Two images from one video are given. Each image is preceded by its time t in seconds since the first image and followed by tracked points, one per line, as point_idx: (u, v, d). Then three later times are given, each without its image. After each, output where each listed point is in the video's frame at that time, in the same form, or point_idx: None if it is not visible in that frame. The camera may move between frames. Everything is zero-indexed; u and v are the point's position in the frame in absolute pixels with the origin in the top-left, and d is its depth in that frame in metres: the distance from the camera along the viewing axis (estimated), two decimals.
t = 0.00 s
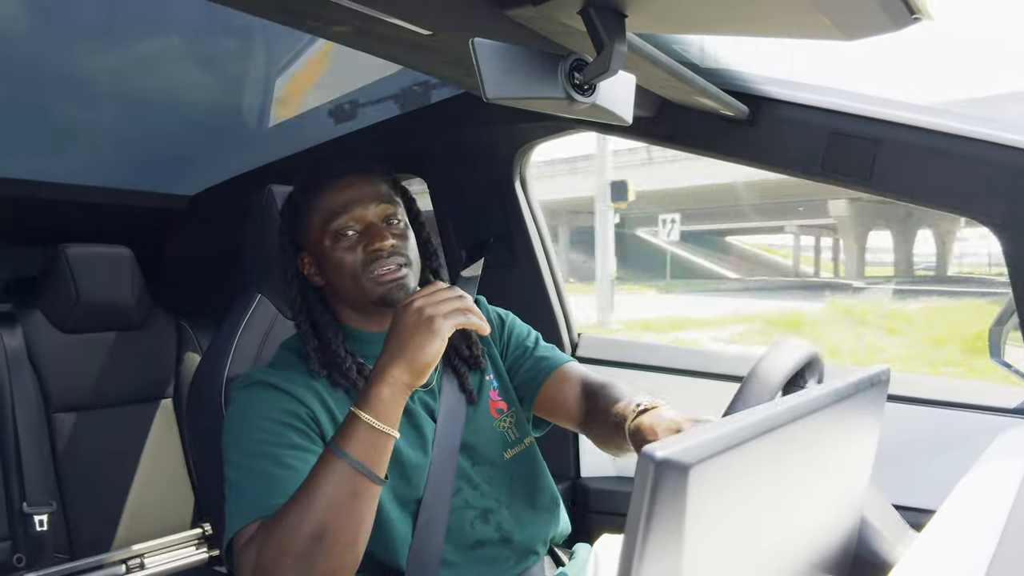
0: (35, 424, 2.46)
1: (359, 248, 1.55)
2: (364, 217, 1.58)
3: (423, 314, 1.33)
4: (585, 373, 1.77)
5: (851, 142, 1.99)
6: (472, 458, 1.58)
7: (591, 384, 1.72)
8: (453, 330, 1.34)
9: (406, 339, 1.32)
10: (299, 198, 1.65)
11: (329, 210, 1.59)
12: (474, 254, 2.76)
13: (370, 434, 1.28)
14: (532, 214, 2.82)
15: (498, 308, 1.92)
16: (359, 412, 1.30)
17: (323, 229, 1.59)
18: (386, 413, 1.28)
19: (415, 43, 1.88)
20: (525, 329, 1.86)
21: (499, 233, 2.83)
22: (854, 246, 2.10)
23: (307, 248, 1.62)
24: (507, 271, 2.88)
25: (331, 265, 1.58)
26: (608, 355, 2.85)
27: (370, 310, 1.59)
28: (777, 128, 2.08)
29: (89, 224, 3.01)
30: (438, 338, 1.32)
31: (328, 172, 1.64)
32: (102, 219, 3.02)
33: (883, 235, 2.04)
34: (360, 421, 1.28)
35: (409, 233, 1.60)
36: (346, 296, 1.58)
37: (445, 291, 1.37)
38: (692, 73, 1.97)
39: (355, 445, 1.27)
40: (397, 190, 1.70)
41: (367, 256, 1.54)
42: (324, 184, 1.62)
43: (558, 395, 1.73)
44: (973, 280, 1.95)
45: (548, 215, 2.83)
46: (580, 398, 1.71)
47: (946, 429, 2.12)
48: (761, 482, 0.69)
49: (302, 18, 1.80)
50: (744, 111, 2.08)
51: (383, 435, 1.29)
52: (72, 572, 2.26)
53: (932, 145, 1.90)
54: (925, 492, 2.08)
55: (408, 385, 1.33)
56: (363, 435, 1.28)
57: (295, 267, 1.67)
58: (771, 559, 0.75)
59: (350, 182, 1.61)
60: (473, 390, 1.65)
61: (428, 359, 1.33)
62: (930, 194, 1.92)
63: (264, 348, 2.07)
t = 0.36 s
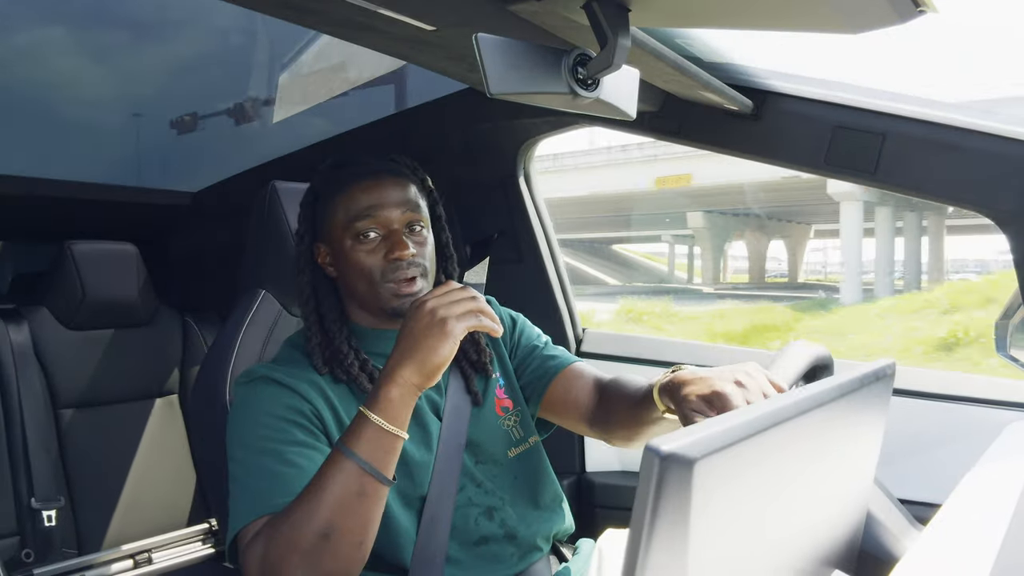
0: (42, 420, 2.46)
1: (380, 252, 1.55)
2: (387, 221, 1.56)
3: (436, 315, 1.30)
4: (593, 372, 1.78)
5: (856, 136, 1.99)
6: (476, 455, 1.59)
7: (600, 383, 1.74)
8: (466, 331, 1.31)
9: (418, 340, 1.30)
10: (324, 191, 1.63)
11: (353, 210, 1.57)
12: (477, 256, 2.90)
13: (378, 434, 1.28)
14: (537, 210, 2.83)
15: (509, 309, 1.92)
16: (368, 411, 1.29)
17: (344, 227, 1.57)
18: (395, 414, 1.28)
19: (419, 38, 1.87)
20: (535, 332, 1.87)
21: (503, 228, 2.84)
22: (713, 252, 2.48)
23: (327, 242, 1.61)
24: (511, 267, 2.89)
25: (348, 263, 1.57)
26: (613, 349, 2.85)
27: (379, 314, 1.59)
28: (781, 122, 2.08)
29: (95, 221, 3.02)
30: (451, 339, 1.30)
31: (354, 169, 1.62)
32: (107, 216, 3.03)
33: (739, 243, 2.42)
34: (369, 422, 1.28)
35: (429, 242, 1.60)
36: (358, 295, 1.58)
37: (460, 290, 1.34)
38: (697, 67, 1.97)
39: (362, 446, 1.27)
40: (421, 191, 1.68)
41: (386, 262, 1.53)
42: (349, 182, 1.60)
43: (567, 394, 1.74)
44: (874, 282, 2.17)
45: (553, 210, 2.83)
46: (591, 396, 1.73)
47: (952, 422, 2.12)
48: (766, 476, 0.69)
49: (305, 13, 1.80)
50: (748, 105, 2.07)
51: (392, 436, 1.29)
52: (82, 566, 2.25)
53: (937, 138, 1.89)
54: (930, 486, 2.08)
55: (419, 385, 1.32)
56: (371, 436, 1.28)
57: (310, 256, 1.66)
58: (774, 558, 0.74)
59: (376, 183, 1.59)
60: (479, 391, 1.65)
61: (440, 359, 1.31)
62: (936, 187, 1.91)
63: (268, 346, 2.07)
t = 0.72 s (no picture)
0: (27, 422, 2.44)
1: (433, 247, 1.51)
2: (445, 219, 1.54)
3: (452, 332, 1.27)
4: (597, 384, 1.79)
5: (841, 136, 2.00)
6: (471, 459, 1.58)
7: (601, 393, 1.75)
8: (482, 351, 1.28)
9: (432, 355, 1.27)
10: (376, 181, 1.58)
11: (413, 203, 1.53)
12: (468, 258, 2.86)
13: (382, 447, 1.23)
14: (526, 210, 2.83)
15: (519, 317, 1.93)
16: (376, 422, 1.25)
17: (400, 218, 1.52)
18: (403, 430, 1.24)
19: (408, 38, 1.87)
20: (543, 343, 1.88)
21: (492, 228, 2.84)
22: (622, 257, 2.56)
23: (371, 226, 1.55)
24: (500, 267, 2.88)
25: (393, 250, 1.51)
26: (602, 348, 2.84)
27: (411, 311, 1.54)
28: (767, 122, 2.09)
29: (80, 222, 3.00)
30: (466, 358, 1.27)
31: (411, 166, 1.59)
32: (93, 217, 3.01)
33: (647, 253, 2.51)
34: (374, 435, 1.23)
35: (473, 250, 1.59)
36: (393, 285, 1.52)
37: (478, 308, 1.31)
38: (683, 68, 1.98)
39: (366, 457, 1.23)
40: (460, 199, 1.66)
41: (440, 261, 1.50)
42: (409, 175, 1.57)
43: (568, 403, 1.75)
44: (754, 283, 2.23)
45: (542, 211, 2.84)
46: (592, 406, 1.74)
47: (937, 420, 2.13)
48: (752, 471, 0.69)
49: (292, 13, 1.79)
50: (735, 105, 2.09)
51: (396, 451, 1.24)
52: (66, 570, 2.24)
53: (921, 138, 1.91)
54: (916, 483, 2.09)
55: (428, 403, 1.28)
56: (376, 449, 1.23)
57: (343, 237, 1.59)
58: (758, 552, 0.74)
59: (434, 181, 1.56)
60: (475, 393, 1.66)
61: (452, 377, 1.27)
62: (921, 187, 1.93)
63: (258, 343, 2.07)
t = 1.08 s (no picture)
0: (19, 423, 2.42)
1: (460, 249, 1.54)
2: (471, 221, 1.57)
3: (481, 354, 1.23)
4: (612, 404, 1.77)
5: (836, 138, 2.01)
6: (479, 470, 1.58)
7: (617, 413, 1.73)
8: (507, 376, 1.24)
9: (458, 375, 1.23)
10: (406, 181, 1.61)
11: (441, 204, 1.57)
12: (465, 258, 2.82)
13: (398, 463, 1.22)
14: (521, 212, 2.83)
15: (538, 333, 1.94)
16: (395, 437, 1.23)
17: (428, 218, 1.56)
18: (422, 451, 1.21)
19: (404, 39, 1.87)
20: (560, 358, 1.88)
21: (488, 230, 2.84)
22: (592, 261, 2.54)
23: (400, 228, 1.58)
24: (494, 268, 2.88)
25: (423, 251, 1.54)
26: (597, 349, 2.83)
27: (433, 311, 1.56)
28: (762, 125, 2.10)
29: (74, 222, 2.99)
30: (491, 383, 1.23)
31: (439, 167, 1.62)
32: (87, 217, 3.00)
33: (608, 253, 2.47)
34: (392, 451, 1.22)
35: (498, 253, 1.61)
36: (420, 287, 1.54)
37: (507, 330, 1.28)
38: (679, 70, 1.98)
39: (381, 471, 1.21)
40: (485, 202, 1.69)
41: (467, 261, 1.53)
42: (435, 176, 1.60)
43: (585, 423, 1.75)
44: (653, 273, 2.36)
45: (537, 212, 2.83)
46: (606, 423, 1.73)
47: (930, 422, 2.14)
48: (746, 473, 0.69)
49: (287, 14, 1.79)
50: (730, 108, 2.09)
51: (412, 469, 1.22)
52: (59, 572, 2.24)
53: (914, 141, 1.92)
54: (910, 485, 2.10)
55: (450, 425, 1.24)
56: (392, 464, 1.22)
57: (371, 239, 1.62)
58: (752, 552, 0.74)
59: (460, 180, 1.60)
60: (492, 403, 1.65)
61: (475, 402, 1.23)
62: (914, 189, 1.93)
63: (254, 342, 2.07)
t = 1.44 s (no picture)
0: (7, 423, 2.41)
1: (372, 242, 1.65)
2: (380, 216, 1.68)
3: (403, 311, 1.35)
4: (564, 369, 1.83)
5: (825, 137, 2.02)
6: (443, 455, 1.66)
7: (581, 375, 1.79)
8: (433, 329, 1.35)
9: (386, 337, 1.34)
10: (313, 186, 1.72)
11: (347, 202, 1.67)
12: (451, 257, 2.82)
13: (346, 433, 1.32)
14: (511, 210, 2.81)
15: (483, 312, 1.99)
16: (337, 410, 1.34)
17: (337, 217, 1.66)
18: (365, 413, 1.33)
19: (393, 37, 1.87)
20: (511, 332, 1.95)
21: (478, 228, 2.83)
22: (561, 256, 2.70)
23: (312, 234, 1.68)
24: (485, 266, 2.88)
25: (338, 252, 1.65)
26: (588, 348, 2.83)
27: (357, 306, 1.66)
28: (751, 123, 2.10)
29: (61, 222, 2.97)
30: (419, 336, 1.34)
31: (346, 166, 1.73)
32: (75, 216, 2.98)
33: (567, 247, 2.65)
34: (337, 421, 1.32)
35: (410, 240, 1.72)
36: (340, 286, 1.65)
37: (430, 287, 1.38)
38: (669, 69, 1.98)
39: (331, 447, 1.31)
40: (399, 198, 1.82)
41: (380, 252, 1.64)
42: (339, 177, 1.70)
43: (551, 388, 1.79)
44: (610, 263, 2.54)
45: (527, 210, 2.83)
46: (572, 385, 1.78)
47: (919, 418, 2.15)
48: (736, 473, 0.70)
49: (276, 11, 1.79)
50: (720, 107, 2.10)
51: (359, 434, 1.33)
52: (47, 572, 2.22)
53: (902, 140, 1.93)
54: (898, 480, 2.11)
55: (386, 384, 1.36)
56: (340, 436, 1.32)
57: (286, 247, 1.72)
58: (747, 541, 0.75)
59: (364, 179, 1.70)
60: (440, 385, 1.73)
61: (407, 358, 1.35)
62: (902, 187, 1.94)
63: (240, 342, 2.06)
